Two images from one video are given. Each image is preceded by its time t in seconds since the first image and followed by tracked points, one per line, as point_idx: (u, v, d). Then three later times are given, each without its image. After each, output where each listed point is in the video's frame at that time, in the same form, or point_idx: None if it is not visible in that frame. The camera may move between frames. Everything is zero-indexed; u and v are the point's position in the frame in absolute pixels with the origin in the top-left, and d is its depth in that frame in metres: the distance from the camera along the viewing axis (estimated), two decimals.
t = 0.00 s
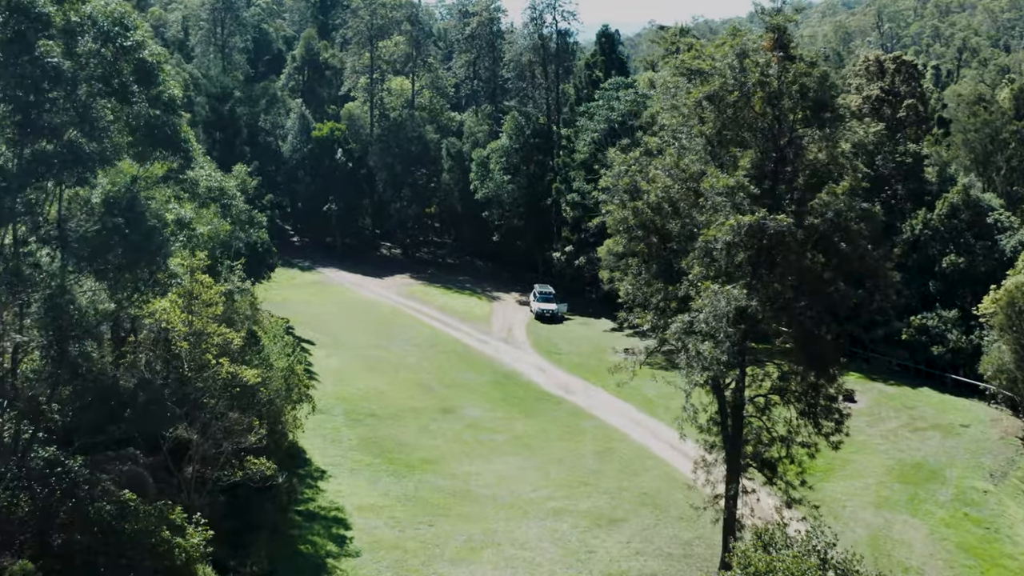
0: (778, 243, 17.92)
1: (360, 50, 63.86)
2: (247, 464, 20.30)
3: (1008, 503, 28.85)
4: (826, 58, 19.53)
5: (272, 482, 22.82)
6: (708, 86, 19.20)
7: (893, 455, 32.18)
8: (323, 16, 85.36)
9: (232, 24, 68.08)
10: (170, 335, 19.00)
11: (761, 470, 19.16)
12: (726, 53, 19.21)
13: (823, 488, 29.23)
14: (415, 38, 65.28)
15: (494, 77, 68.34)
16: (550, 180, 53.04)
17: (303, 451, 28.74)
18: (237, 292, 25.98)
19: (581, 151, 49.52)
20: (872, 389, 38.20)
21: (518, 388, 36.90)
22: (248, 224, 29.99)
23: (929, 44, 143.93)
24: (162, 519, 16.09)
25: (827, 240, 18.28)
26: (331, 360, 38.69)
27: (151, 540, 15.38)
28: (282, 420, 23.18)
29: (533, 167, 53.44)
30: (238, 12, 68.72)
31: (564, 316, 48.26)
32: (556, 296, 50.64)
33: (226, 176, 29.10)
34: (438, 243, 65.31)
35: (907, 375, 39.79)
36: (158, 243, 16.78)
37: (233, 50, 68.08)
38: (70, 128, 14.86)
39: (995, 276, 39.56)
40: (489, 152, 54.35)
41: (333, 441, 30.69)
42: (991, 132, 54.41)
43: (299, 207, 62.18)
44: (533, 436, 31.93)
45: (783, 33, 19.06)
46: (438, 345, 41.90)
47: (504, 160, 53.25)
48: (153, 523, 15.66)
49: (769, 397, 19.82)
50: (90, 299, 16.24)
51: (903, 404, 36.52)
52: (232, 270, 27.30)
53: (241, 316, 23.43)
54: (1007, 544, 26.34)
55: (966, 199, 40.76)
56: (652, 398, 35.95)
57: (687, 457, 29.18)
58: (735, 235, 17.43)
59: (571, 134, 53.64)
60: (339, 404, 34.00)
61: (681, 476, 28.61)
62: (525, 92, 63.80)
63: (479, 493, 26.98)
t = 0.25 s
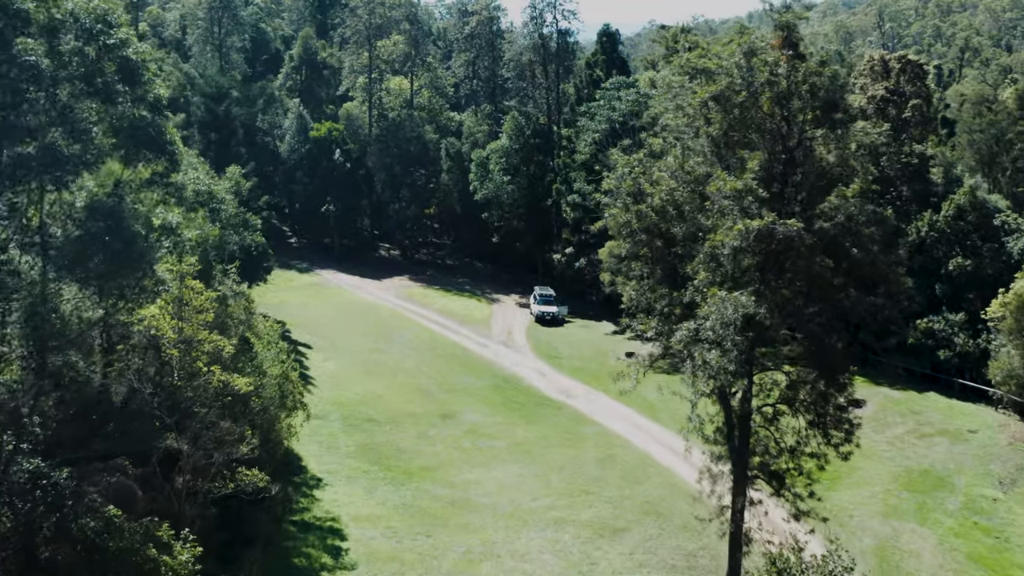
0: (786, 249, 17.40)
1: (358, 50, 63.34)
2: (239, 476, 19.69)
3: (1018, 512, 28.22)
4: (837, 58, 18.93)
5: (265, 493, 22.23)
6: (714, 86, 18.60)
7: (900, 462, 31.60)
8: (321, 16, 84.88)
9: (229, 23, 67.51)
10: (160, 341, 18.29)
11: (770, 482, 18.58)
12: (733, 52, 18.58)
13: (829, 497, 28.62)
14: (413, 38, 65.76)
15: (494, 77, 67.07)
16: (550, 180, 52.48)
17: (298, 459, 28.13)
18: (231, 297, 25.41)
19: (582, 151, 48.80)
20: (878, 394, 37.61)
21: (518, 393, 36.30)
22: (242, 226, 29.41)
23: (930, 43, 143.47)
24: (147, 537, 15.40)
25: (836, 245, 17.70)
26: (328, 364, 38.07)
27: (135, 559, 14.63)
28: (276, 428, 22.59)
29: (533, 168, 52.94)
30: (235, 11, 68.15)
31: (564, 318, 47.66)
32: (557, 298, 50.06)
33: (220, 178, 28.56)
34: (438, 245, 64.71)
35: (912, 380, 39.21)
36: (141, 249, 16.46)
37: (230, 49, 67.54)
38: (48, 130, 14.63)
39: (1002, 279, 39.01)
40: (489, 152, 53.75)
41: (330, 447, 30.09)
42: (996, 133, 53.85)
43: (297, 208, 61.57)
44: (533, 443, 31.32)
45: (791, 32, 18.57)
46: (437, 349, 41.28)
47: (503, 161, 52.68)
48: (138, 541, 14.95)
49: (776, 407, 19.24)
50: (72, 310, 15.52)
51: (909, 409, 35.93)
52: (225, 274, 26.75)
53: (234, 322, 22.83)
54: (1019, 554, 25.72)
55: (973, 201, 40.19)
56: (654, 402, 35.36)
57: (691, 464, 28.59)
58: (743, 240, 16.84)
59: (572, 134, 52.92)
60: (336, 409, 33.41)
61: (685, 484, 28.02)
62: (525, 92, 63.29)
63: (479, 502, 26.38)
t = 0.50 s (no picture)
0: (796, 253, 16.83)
1: (357, 49, 62.76)
2: (230, 487, 19.15)
3: None
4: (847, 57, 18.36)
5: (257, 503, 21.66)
6: (722, 85, 18.06)
7: (907, 469, 31.04)
8: (319, 15, 84.35)
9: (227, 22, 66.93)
10: (149, 349, 17.67)
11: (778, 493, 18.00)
12: (741, 50, 18.04)
13: (836, 505, 28.02)
14: (413, 37, 64.84)
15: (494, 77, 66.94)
16: (551, 181, 51.94)
17: (293, 466, 27.56)
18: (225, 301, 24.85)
19: (584, 151, 48.05)
20: (883, 398, 37.04)
21: (518, 397, 35.72)
22: (236, 229, 28.82)
23: (932, 43, 142.97)
24: (132, 555, 14.91)
25: (847, 249, 17.14)
26: (325, 368, 37.50)
27: None
28: (270, 436, 22.03)
29: (533, 169, 52.40)
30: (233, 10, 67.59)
31: (565, 321, 47.10)
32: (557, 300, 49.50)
33: (214, 179, 27.98)
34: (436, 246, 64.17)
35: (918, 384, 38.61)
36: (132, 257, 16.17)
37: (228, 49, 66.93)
38: (26, 132, 14.73)
39: (1009, 282, 38.44)
40: (488, 152, 53.20)
41: (327, 454, 29.52)
42: (1001, 134, 53.31)
43: (294, 209, 61.06)
44: (533, 449, 30.75)
45: (801, 29, 18.08)
46: (435, 352, 40.70)
47: (503, 161, 52.15)
48: (122, 559, 14.53)
49: (784, 415, 18.68)
50: (54, 319, 15.64)
51: (915, 414, 35.38)
52: (219, 278, 26.18)
53: (227, 327, 22.25)
54: None
55: (980, 202, 39.61)
56: (656, 407, 34.78)
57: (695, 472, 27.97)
58: (751, 245, 16.30)
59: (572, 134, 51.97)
60: (333, 414, 32.83)
61: (689, 493, 27.44)
62: (525, 92, 62.74)
63: (478, 511, 25.80)
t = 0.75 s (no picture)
0: (807, 259, 16.24)
1: (355, 49, 62.16)
2: (222, 499, 18.53)
3: None
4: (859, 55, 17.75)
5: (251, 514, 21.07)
6: (730, 85, 17.44)
7: (915, 476, 30.45)
8: (318, 14, 83.84)
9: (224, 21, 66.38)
10: (139, 356, 16.60)
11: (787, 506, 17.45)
12: (749, 49, 17.43)
13: (843, 513, 27.42)
14: (412, 37, 63.71)
15: (493, 76, 66.39)
16: (551, 182, 51.35)
17: (289, 474, 26.98)
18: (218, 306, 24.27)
19: (585, 152, 47.19)
20: (889, 403, 36.49)
21: (518, 402, 35.16)
22: (230, 231, 28.22)
23: (933, 43, 142.37)
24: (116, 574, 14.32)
25: (860, 254, 16.51)
26: (322, 372, 36.93)
27: None
28: (264, 446, 21.46)
29: (534, 170, 51.92)
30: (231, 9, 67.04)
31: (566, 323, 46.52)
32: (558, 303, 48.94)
33: (208, 181, 27.39)
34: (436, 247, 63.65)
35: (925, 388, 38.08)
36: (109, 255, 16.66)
37: (226, 48, 66.36)
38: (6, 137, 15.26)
39: (1017, 285, 37.93)
40: (488, 153, 52.63)
41: (323, 461, 28.94)
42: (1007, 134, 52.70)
43: (292, 210, 60.53)
44: (534, 455, 30.19)
45: (812, 27, 17.51)
46: (435, 356, 40.12)
47: (503, 162, 51.72)
48: None
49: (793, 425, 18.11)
50: (38, 328, 16.62)
51: (922, 420, 34.82)
52: (212, 282, 25.57)
53: (221, 332, 21.71)
54: None
55: (987, 204, 39.00)
56: (659, 412, 34.19)
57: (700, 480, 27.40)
58: (762, 250, 15.65)
59: (573, 134, 50.85)
60: (331, 420, 32.25)
61: (692, 501, 26.88)
62: (525, 92, 62.15)
63: (477, 520, 25.22)
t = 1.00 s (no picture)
0: (819, 265, 15.66)
1: (354, 48, 61.52)
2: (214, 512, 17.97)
3: None
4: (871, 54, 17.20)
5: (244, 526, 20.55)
6: (738, 85, 16.88)
7: (922, 483, 29.91)
8: (316, 13, 83.29)
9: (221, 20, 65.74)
10: (129, 364, 16.76)
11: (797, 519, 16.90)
12: (757, 46, 16.89)
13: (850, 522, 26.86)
14: (412, 36, 63.17)
15: (493, 76, 65.82)
16: (552, 183, 50.88)
17: (284, 482, 26.41)
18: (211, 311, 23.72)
19: (585, 153, 46.57)
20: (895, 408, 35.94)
21: (518, 407, 34.59)
22: (225, 234, 27.65)
23: (935, 43, 141.64)
24: None
25: (872, 259, 15.91)
26: (320, 376, 36.37)
27: None
28: (257, 455, 20.95)
29: (534, 171, 51.48)
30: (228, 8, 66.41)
31: (566, 326, 45.97)
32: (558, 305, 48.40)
33: (202, 183, 26.84)
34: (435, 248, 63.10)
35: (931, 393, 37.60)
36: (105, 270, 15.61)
37: (223, 48, 65.78)
38: None
39: None
40: (488, 154, 52.09)
41: (320, 468, 28.37)
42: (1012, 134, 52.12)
43: (290, 211, 59.95)
44: (535, 462, 29.64)
45: (823, 25, 16.98)
46: (434, 360, 39.57)
47: (503, 163, 51.23)
48: None
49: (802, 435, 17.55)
50: (22, 337, 14.76)
51: (929, 425, 34.27)
52: (206, 286, 25.02)
53: (214, 338, 21.13)
54: None
55: (994, 205, 38.39)
56: (661, 417, 33.64)
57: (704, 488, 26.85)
58: (772, 256, 15.07)
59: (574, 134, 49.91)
60: (328, 426, 31.67)
61: (697, 509, 26.34)
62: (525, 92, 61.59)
63: (477, 529, 24.68)
